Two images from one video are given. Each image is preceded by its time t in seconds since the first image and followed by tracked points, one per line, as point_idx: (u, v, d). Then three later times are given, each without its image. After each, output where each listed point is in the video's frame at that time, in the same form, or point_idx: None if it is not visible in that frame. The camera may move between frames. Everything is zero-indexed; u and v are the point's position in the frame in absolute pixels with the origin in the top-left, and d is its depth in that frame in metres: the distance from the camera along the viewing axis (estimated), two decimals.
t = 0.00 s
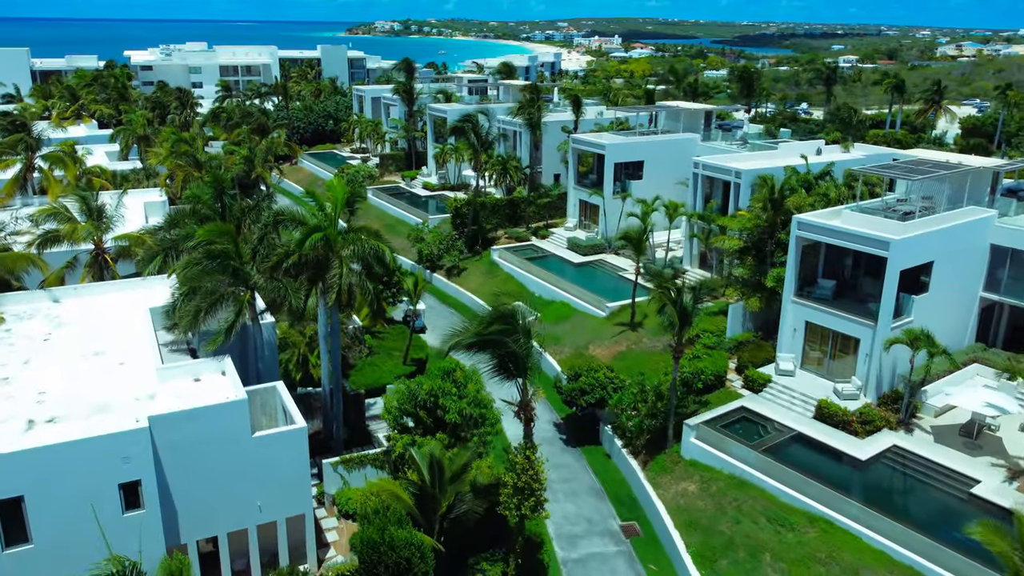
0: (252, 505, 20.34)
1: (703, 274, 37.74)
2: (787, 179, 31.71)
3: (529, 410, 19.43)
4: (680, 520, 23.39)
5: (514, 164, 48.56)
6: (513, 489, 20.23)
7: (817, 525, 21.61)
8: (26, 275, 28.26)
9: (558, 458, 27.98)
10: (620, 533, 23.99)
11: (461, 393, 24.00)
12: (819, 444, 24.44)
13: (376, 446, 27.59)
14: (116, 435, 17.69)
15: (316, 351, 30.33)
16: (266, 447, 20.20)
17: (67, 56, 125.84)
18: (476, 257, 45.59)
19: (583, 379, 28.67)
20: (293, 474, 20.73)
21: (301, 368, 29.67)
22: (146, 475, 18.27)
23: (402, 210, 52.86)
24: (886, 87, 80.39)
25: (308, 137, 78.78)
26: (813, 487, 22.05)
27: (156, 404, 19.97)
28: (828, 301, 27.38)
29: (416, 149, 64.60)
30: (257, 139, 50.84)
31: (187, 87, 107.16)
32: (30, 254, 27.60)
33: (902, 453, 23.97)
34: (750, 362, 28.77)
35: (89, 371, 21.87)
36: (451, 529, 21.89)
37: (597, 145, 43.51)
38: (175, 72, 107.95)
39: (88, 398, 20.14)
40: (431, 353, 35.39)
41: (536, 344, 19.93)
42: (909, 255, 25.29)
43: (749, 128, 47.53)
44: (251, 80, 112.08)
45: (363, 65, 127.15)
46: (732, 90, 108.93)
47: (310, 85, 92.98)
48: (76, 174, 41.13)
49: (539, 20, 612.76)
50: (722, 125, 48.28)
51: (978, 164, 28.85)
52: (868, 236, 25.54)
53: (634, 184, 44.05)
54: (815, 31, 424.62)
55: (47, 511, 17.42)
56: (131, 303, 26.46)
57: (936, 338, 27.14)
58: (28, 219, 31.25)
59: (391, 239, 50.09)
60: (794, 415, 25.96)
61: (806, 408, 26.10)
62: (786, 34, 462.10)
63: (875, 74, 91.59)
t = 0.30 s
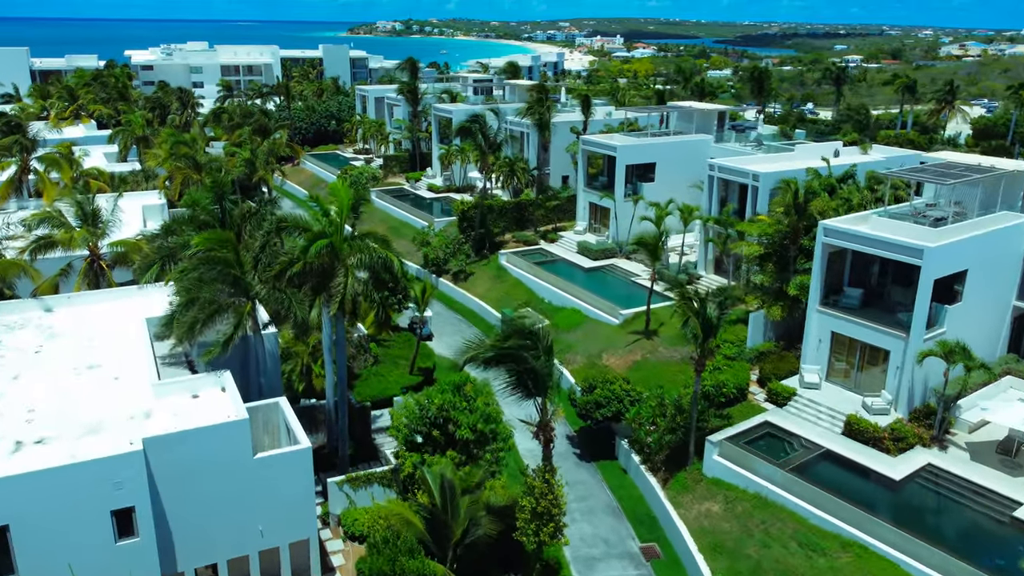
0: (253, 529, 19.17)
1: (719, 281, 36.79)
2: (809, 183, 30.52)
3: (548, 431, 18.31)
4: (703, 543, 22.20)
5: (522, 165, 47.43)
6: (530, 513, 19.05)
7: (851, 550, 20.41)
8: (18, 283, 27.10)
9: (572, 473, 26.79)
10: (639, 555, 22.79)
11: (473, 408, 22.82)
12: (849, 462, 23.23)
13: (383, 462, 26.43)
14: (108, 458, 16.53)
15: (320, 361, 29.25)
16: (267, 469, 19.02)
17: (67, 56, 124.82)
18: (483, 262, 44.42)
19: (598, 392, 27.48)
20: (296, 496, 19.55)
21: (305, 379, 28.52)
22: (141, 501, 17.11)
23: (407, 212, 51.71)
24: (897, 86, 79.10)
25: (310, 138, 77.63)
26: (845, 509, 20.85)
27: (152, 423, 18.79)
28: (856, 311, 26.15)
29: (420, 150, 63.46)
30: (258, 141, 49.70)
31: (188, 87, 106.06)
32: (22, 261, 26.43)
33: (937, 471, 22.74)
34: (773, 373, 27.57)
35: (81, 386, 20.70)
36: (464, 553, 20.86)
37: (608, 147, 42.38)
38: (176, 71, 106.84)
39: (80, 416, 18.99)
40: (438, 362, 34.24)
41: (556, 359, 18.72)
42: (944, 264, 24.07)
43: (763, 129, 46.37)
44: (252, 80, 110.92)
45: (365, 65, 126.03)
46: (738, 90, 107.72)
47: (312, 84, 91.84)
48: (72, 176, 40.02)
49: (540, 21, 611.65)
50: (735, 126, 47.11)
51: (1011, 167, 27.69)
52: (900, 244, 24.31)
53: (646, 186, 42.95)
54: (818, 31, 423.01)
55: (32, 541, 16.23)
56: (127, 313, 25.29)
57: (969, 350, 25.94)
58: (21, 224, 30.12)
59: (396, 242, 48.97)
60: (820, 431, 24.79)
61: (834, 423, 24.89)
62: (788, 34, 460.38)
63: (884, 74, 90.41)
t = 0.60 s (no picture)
0: (251, 558, 18.03)
1: (735, 287, 35.82)
2: (832, 186, 29.33)
3: (568, 455, 17.08)
4: (729, 569, 20.97)
5: (530, 167, 46.28)
6: (548, 542, 17.86)
7: None
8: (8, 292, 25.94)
9: (586, 490, 25.60)
10: None
11: (484, 425, 21.62)
12: (882, 483, 21.99)
13: (389, 480, 25.26)
14: (96, 487, 15.30)
15: (323, 372, 28.14)
16: (267, 494, 17.82)
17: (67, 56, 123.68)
18: (490, 266, 43.26)
19: (614, 404, 26.28)
20: (297, 522, 18.41)
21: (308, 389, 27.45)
22: (132, 532, 15.87)
23: (411, 215, 50.53)
24: (909, 86, 77.64)
25: (313, 138, 76.44)
26: (881, 536, 19.60)
27: (145, 445, 17.61)
28: (885, 321, 24.92)
29: (424, 150, 62.28)
30: (259, 141, 48.50)
31: (189, 87, 104.93)
32: (12, 269, 25.27)
33: (974, 492, 21.49)
34: (798, 386, 26.36)
35: (70, 403, 19.49)
36: None
37: (619, 147, 41.20)
38: (177, 71, 105.75)
39: (68, 437, 17.79)
40: (446, 372, 33.10)
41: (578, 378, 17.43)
42: (980, 272, 22.86)
43: (778, 130, 45.10)
44: (254, 80, 109.72)
45: (367, 64, 124.81)
46: (745, 90, 106.47)
47: (314, 84, 90.60)
48: (67, 178, 38.88)
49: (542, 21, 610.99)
50: (749, 126, 45.89)
51: None
52: (933, 252, 23.09)
53: (657, 188, 41.78)
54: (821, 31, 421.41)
55: None
56: (121, 323, 24.07)
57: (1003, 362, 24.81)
58: (12, 229, 28.98)
59: (400, 246, 47.84)
60: (849, 448, 23.57)
61: (864, 440, 23.72)
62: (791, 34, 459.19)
63: (894, 74, 89.08)
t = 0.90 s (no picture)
0: None
1: (752, 294, 34.77)
2: (857, 190, 28.14)
3: (589, 484, 15.95)
4: None
5: (537, 170, 45.15)
6: None
7: None
8: None
9: (601, 510, 24.38)
10: None
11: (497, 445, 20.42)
12: (918, 507, 20.79)
13: (395, 500, 24.06)
14: (81, 522, 14.09)
15: (326, 385, 27.03)
16: (266, 524, 16.63)
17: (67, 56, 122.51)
18: (497, 271, 42.09)
19: (630, 421, 25.10)
20: (298, 554, 17.20)
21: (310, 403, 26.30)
22: (119, 569, 14.66)
23: (415, 218, 49.37)
24: (921, 86, 76.18)
25: (314, 139, 75.28)
26: (921, 566, 18.37)
27: (135, 472, 16.43)
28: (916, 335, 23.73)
29: (428, 152, 61.11)
30: (260, 143, 47.34)
31: (189, 87, 103.78)
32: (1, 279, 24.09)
33: (1016, 517, 20.23)
34: (823, 401, 25.18)
35: (57, 424, 18.28)
36: None
37: (630, 149, 40.04)
38: (177, 70, 104.57)
39: (53, 463, 16.58)
40: (452, 384, 31.95)
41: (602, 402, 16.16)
42: (1021, 284, 21.69)
43: (793, 131, 43.88)
44: (255, 80, 108.53)
45: (369, 64, 123.52)
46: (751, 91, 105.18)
47: (316, 83, 89.43)
48: (62, 182, 37.78)
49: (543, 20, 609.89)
50: (762, 127, 44.72)
51: None
52: (971, 262, 21.92)
53: (669, 192, 40.63)
54: (825, 31, 419.47)
55: None
56: (113, 336, 22.86)
57: None
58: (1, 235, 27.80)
59: (404, 250, 46.69)
60: (880, 468, 22.36)
61: (896, 461, 22.51)
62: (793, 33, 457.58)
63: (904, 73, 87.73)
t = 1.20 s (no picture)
0: None
1: (769, 302, 33.59)
2: (883, 196, 26.90)
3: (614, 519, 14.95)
4: None
5: (545, 173, 43.94)
6: None
7: None
8: None
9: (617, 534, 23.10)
10: None
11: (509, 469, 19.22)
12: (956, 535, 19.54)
13: (401, 523, 22.89)
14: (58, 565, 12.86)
15: (327, 400, 25.83)
16: (262, 560, 15.39)
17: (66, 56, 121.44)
18: (503, 277, 40.87)
19: (647, 440, 23.83)
20: None
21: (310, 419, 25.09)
22: None
23: (419, 222, 48.15)
24: (933, 87, 74.62)
25: (316, 140, 74.10)
26: None
27: (121, 504, 15.21)
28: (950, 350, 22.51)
29: (431, 154, 59.91)
30: (260, 145, 46.14)
31: (190, 88, 102.63)
32: None
33: None
34: (850, 419, 23.93)
35: (37, 450, 17.01)
36: None
37: (641, 152, 38.81)
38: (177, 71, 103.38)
39: (32, 495, 15.34)
40: (459, 397, 30.75)
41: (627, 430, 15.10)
42: None
43: (808, 133, 42.53)
44: (256, 80, 107.33)
45: (370, 64, 122.27)
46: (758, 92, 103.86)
47: (318, 83, 88.26)
48: (55, 185, 36.60)
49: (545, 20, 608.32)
50: (776, 129, 43.47)
51: None
52: (1011, 273, 20.68)
53: (682, 196, 39.40)
54: (827, 32, 417.68)
55: None
56: (101, 351, 21.58)
57: None
58: None
59: (407, 255, 45.47)
60: (914, 492, 21.13)
61: (931, 484, 21.30)
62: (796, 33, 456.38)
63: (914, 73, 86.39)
